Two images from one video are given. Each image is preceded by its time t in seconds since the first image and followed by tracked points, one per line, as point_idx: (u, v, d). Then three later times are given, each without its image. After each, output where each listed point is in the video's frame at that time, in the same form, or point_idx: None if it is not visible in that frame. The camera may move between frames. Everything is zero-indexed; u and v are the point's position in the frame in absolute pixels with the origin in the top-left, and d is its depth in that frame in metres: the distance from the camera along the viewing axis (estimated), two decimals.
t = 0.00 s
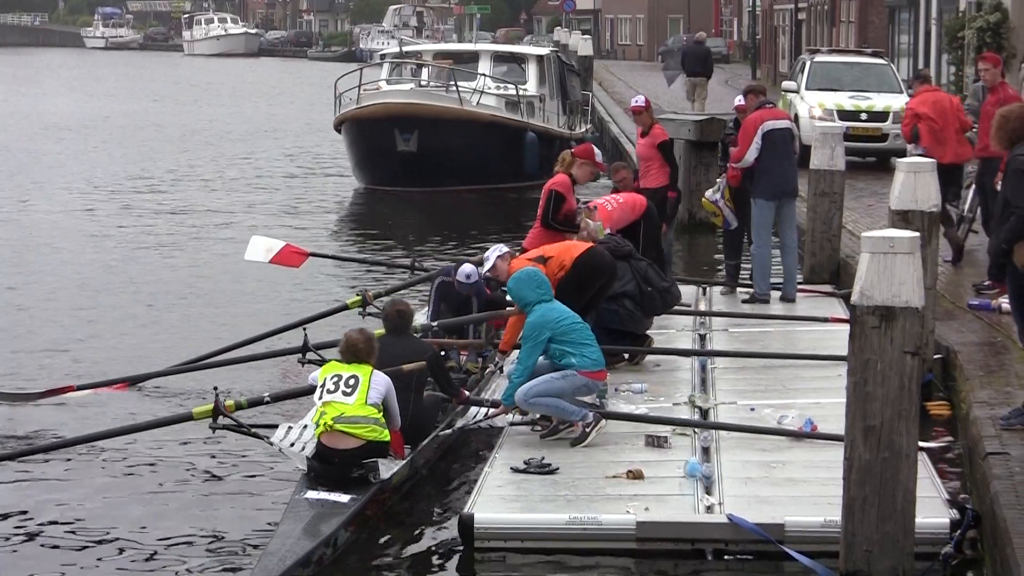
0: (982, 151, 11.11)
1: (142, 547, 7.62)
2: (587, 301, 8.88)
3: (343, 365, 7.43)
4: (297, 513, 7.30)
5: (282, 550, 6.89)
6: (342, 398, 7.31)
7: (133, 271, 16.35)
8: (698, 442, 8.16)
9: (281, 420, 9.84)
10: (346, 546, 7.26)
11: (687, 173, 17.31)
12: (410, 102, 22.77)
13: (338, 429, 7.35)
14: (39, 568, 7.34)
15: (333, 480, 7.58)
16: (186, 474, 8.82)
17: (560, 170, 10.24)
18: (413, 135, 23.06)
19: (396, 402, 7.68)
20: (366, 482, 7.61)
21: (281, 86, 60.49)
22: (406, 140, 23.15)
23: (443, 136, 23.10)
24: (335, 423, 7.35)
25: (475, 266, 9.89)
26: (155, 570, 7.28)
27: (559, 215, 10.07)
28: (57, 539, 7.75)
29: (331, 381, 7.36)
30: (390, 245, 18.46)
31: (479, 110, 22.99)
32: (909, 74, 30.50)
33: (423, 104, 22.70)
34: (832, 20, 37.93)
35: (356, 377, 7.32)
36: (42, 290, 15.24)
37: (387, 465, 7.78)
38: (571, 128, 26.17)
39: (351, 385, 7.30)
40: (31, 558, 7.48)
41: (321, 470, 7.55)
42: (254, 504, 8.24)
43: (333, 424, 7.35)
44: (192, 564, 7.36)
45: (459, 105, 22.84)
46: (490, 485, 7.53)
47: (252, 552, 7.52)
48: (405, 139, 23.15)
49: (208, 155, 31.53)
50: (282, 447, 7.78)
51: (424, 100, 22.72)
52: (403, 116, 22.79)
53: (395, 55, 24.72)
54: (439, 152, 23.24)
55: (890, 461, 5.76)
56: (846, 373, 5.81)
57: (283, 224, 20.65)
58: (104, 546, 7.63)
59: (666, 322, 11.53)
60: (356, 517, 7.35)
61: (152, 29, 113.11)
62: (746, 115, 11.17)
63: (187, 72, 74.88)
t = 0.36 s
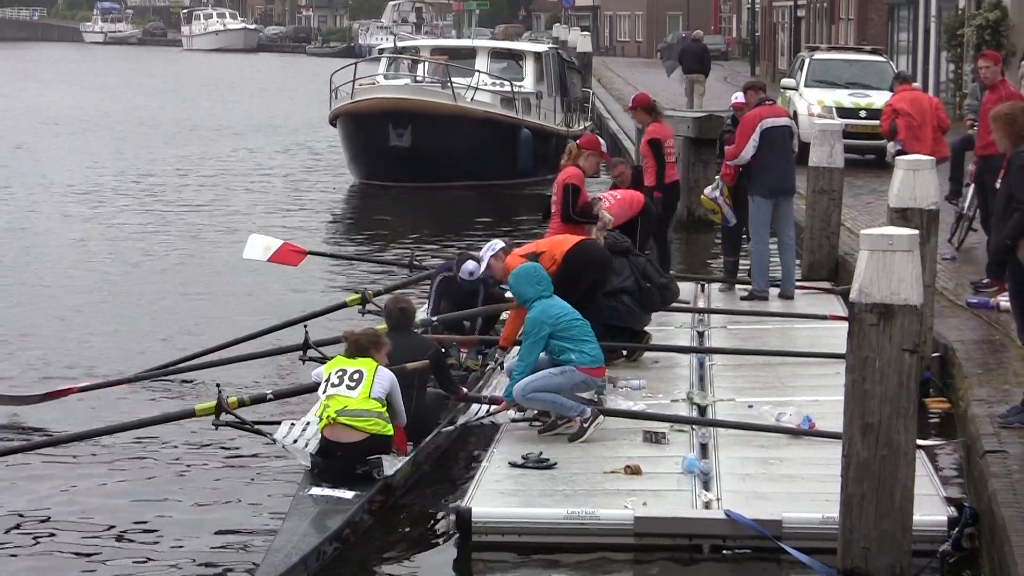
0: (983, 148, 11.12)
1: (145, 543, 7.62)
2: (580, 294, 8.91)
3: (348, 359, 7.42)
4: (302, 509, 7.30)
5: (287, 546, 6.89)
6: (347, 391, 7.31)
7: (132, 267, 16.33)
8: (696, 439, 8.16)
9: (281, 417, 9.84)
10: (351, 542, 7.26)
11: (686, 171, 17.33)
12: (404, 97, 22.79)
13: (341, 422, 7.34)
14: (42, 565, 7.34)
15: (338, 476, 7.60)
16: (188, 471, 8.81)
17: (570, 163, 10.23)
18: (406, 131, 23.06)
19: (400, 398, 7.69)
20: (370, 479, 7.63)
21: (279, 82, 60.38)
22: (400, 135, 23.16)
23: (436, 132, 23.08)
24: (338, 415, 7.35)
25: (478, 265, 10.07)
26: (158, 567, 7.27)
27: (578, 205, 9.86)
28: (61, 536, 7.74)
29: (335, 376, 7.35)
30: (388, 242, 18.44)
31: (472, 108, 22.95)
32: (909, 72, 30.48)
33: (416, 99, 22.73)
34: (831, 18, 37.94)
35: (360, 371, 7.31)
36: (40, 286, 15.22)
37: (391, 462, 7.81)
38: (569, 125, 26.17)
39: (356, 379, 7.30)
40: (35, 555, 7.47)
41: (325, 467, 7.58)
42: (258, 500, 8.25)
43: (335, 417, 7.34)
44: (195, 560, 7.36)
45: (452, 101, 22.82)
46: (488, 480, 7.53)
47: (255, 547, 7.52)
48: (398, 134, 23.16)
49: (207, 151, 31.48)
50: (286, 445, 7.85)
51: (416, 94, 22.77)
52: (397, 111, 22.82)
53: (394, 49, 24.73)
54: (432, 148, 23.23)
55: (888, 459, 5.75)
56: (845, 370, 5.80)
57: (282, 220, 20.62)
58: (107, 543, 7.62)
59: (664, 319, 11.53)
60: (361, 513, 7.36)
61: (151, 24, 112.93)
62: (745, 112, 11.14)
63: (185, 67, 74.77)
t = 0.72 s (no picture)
0: (983, 144, 11.14)
1: (151, 540, 7.61)
2: (573, 288, 8.98)
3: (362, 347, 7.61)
4: (309, 505, 7.29)
5: (295, 542, 6.87)
6: (358, 357, 7.43)
7: (132, 262, 16.32)
8: (696, 434, 8.16)
9: (283, 413, 9.83)
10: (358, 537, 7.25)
11: (687, 167, 17.33)
12: (398, 91, 22.72)
13: (350, 380, 7.34)
14: (48, 561, 7.34)
15: (344, 472, 7.65)
16: (192, 468, 8.79)
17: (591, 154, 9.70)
18: (401, 125, 23.02)
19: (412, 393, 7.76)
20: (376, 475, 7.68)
21: (279, 77, 60.30)
22: (395, 129, 23.13)
23: (430, 127, 23.03)
24: (348, 374, 7.36)
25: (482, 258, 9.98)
26: (165, 564, 7.27)
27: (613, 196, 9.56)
28: (68, 534, 7.72)
29: (349, 352, 7.52)
30: (389, 238, 18.42)
31: (467, 103, 22.89)
32: (909, 67, 30.47)
33: (409, 94, 22.68)
34: (832, 13, 37.93)
35: (374, 345, 7.48)
36: (41, 281, 15.21)
37: (399, 458, 7.74)
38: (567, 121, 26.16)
39: (368, 349, 7.46)
40: (44, 553, 7.44)
41: (331, 463, 7.67)
42: (264, 498, 8.23)
43: (345, 374, 7.36)
44: (201, 556, 7.36)
45: (447, 96, 22.75)
46: (489, 474, 7.54)
47: (260, 544, 7.52)
48: (393, 129, 23.13)
49: (206, 145, 31.45)
50: (292, 441, 7.91)
51: (410, 89, 22.73)
52: (391, 105, 22.76)
53: (394, 42, 24.73)
54: (427, 142, 23.20)
55: (888, 455, 5.76)
56: (844, 366, 5.80)
57: (282, 215, 20.61)
58: (113, 540, 7.61)
59: (664, 314, 11.54)
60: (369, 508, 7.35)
61: (150, 18, 112.84)
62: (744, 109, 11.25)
63: (185, 61, 74.71)
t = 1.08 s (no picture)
0: (981, 143, 11.10)
1: (152, 533, 7.60)
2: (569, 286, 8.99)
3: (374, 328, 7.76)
4: (313, 499, 7.28)
5: (298, 537, 6.87)
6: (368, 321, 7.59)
7: (129, 256, 16.28)
8: (693, 430, 8.15)
9: (282, 407, 9.82)
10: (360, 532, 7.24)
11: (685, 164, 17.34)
12: (390, 88, 22.72)
13: (355, 334, 7.48)
14: (48, 554, 7.32)
15: (348, 467, 7.62)
16: (192, 461, 8.78)
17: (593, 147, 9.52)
18: (394, 121, 23.11)
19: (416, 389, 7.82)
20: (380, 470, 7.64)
21: (277, 72, 60.22)
22: (388, 125, 23.22)
23: (422, 123, 23.11)
24: (354, 331, 7.51)
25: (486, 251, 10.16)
26: (165, 557, 7.25)
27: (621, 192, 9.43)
28: (70, 527, 7.70)
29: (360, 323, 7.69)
30: (387, 232, 18.40)
31: (460, 99, 22.89)
32: (907, 65, 30.45)
33: (403, 90, 22.65)
34: (831, 11, 37.93)
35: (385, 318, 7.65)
36: (38, 274, 15.18)
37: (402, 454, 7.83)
38: (564, 118, 26.12)
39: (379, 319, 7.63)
40: (46, 546, 7.43)
41: (335, 457, 7.64)
42: (266, 491, 8.22)
43: (352, 329, 7.50)
44: (202, 549, 7.35)
45: (439, 93, 22.74)
46: (486, 471, 7.53)
47: (261, 538, 7.51)
48: (386, 124, 23.22)
49: (204, 140, 31.40)
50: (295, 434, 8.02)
51: (404, 85, 22.66)
52: (384, 102, 22.81)
53: (390, 38, 24.75)
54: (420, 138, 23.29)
55: (885, 453, 5.75)
56: (842, 364, 5.80)
57: (280, 210, 20.57)
58: (113, 533, 7.60)
59: (661, 311, 11.53)
60: (372, 503, 7.35)
61: (149, 13, 112.72)
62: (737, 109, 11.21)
63: (184, 56, 74.60)
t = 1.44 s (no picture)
0: (981, 138, 11.09)
1: (154, 531, 7.59)
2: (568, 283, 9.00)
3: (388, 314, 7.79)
4: (316, 497, 7.29)
5: (302, 534, 6.87)
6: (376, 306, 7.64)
7: (128, 254, 16.25)
8: (692, 428, 8.15)
9: (283, 404, 9.81)
10: (363, 530, 7.23)
11: (685, 160, 17.35)
12: (386, 84, 22.90)
13: (359, 317, 7.54)
14: (50, 553, 7.31)
15: (350, 465, 7.62)
16: (194, 459, 8.77)
17: (586, 145, 9.49)
18: (388, 119, 23.22)
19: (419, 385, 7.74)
20: (383, 468, 7.64)
21: (277, 68, 60.15)
22: (382, 122, 23.32)
23: (416, 121, 23.20)
24: (359, 313, 7.57)
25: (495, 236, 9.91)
26: (167, 555, 7.24)
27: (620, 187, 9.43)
28: (73, 526, 7.69)
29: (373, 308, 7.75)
30: (387, 229, 18.38)
31: (454, 98, 22.94)
32: (907, 61, 30.42)
33: (399, 87, 22.84)
34: (830, 7, 37.89)
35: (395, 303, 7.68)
36: (38, 272, 15.16)
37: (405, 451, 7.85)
38: (563, 115, 26.08)
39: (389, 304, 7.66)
40: (49, 545, 7.41)
41: (338, 454, 7.64)
42: (268, 489, 8.21)
43: (357, 312, 7.58)
44: (204, 547, 7.34)
45: (434, 90, 22.81)
46: (485, 468, 7.53)
47: (264, 536, 7.50)
48: (381, 122, 23.32)
49: (203, 137, 31.37)
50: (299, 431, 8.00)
51: (399, 83, 22.84)
52: (379, 99, 22.95)
53: (389, 36, 24.74)
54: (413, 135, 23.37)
55: (885, 449, 5.75)
56: (842, 360, 5.80)
57: (280, 207, 20.55)
58: (114, 532, 7.58)
59: (661, 307, 11.53)
60: (373, 501, 7.35)
61: (148, 10, 112.58)
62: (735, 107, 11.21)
63: (183, 53, 74.52)
